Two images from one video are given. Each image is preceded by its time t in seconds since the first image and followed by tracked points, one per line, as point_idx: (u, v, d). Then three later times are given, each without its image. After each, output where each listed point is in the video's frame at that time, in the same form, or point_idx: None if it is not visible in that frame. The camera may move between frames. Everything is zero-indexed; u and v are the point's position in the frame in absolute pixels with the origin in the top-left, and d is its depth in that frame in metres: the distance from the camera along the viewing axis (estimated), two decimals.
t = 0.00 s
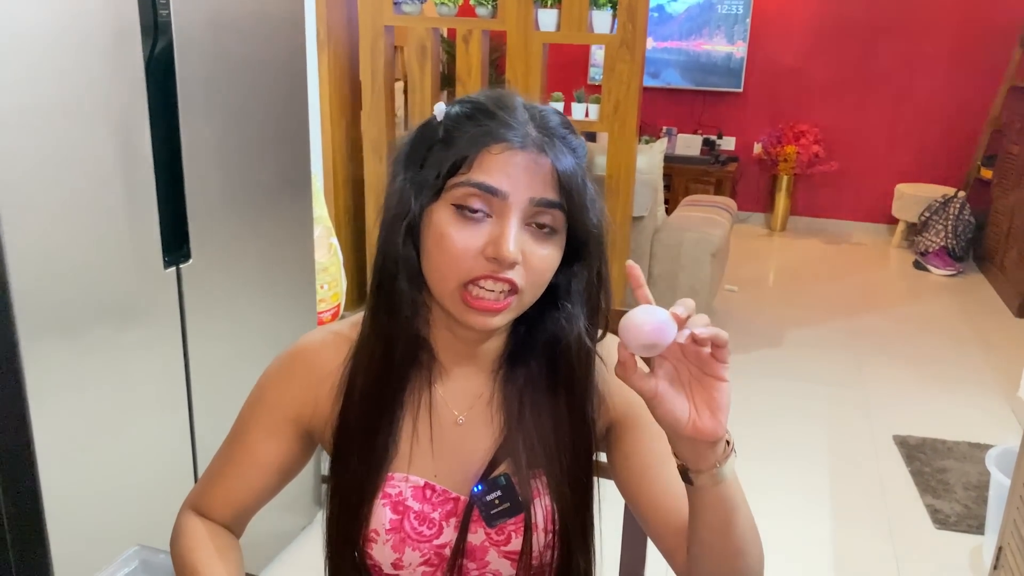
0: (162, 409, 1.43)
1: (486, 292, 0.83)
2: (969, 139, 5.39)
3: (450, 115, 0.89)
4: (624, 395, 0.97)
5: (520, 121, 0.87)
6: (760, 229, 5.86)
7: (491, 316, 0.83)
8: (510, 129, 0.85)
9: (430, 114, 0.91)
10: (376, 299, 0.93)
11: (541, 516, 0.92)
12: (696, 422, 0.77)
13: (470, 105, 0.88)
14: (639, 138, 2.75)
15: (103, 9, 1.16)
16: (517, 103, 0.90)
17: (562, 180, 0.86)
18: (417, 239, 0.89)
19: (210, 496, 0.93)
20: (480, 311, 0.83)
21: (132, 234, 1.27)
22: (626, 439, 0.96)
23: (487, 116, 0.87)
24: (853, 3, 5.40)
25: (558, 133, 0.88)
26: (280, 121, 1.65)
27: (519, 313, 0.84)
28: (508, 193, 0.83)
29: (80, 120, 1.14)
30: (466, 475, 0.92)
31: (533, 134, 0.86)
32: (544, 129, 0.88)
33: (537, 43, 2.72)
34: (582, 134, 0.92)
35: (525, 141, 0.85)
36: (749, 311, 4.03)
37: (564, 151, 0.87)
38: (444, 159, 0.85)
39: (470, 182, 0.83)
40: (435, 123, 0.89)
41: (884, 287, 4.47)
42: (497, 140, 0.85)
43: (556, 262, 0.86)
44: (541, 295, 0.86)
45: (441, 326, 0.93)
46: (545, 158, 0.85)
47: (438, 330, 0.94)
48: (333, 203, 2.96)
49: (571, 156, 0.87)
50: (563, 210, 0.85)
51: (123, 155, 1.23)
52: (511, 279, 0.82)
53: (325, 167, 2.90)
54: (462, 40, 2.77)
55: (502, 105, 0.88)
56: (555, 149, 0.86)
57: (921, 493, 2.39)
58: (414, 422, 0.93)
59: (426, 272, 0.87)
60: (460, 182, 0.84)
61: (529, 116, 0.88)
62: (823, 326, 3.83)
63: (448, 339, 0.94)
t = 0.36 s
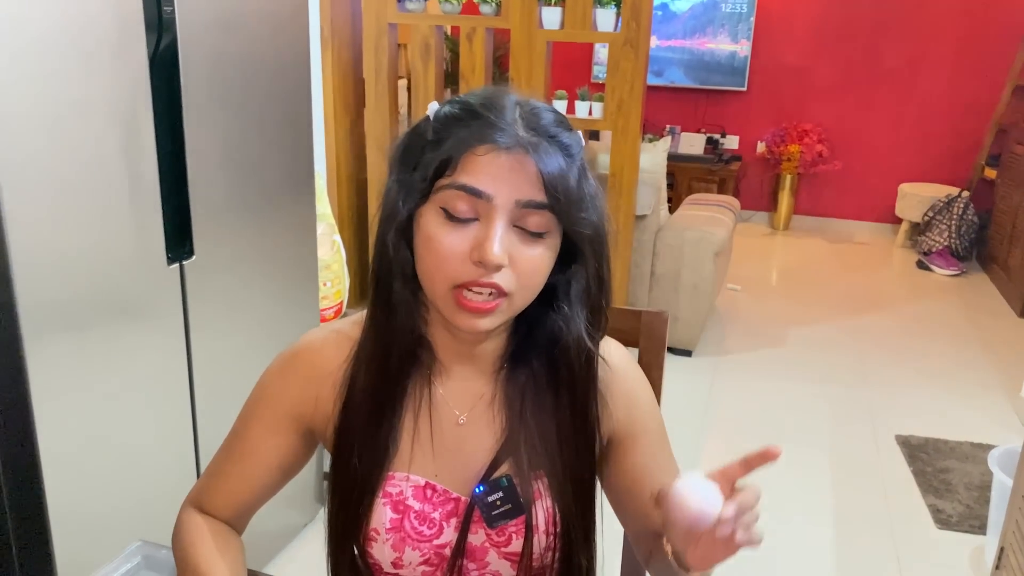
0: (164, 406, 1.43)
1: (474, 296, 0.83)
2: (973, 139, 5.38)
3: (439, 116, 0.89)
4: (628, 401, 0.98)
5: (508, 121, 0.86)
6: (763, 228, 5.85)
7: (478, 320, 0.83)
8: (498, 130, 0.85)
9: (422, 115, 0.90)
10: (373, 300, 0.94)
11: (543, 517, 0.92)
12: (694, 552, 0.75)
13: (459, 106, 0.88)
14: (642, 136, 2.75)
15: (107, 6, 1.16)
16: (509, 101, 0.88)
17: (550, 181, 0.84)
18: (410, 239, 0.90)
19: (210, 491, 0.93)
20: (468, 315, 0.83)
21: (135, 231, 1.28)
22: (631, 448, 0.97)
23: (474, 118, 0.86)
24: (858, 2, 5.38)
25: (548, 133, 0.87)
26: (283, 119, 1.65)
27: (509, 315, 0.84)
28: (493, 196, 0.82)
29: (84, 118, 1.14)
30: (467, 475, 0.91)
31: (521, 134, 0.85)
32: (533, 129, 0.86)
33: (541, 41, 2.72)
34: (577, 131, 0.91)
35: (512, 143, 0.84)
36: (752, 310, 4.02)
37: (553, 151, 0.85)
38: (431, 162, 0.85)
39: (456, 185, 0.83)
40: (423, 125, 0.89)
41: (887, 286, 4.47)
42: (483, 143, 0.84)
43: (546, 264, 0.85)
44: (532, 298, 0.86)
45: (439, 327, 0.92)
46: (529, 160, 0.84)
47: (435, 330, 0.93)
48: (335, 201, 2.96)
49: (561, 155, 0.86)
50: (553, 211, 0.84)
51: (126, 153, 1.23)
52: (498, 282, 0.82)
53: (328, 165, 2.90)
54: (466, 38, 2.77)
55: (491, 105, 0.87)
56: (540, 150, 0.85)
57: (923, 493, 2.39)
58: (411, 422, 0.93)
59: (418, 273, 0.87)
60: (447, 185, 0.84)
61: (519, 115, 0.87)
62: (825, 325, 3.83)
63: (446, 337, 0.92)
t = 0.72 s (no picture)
0: (169, 402, 1.44)
1: (459, 301, 0.82)
2: (978, 138, 5.37)
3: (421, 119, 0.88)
4: (631, 403, 0.99)
5: (486, 121, 0.84)
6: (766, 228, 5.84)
7: (464, 325, 0.83)
8: (474, 131, 0.83)
9: (408, 118, 0.90)
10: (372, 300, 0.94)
11: (551, 512, 0.93)
12: None
13: (440, 109, 0.87)
14: (646, 134, 2.74)
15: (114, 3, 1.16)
16: (493, 99, 0.87)
17: (526, 181, 0.82)
18: (401, 240, 0.90)
19: (216, 489, 0.94)
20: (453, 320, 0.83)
21: (142, 227, 1.28)
22: (634, 447, 1.00)
23: (451, 120, 0.85)
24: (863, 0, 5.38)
25: (529, 131, 0.84)
26: (288, 116, 1.65)
27: (496, 317, 0.83)
28: (471, 199, 0.81)
29: (91, 114, 1.15)
30: (473, 472, 0.91)
31: (499, 135, 0.83)
32: (512, 126, 0.84)
33: (545, 40, 2.72)
34: (564, 124, 0.88)
35: (489, 143, 0.82)
36: (756, 310, 4.02)
37: (530, 151, 0.83)
38: (412, 167, 0.85)
39: (434, 189, 0.83)
40: (407, 129, 0.88)
41: (891, 285, 4.46)
42: (459, 145, 0.83)
43: (532, 264, 0.84)
44: (522, 299, 0.85)
45: (439, 325, 0.93)
46: (504, 161, 0.82)
47: (436, 328, 0.94)
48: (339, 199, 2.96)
49: (542, 154, 0.84)
50: (534, 211, 0.82)
51: (133, 150, 1.23)
52: (480, 285, 0.81)
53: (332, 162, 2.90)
54: (470, 35, 2.77)
55: (471, 105, 0.86)
56: (515, 150, 0.82)
57: (926, 492, 2.39)
58: (413, 422, 0.94)
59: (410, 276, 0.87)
60: (426, 189, 0.83)
61: (500, 113, 0.85)
62: (829, 325, 3.82)
63: (447, 337, 0.93)
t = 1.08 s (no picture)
0: (175, 398, 1.44)
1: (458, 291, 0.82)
2: (985, 137, 5.35)
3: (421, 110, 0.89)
4: (628, 401, 0.98)
5: (486, 112, 0.84)
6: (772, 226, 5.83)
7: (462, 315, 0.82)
8: (474, 121, 0.83)
9: (406, 112, 0.90)
10: (368, 295, 0.95)
11: (548, 509, 0.92)
12: None
13: (438, 101, 0.87)
14: (652, 132, 2.74)
15: None
16: (491, 93, 0.87)
17: (529, 171, 0.83)
18: (397, 233, 0.91)
19: (216, 485, 0.93)
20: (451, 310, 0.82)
21: (149, 224, 1.29)
22: (630, 447, 0.98)
23: (451, 111, 0.86)
24: None
25: (528, 121, 0.85)
26: (294, 112, 1.65)
27: (495, 308, 0.83)
28: (471, 189, 0.82)
29: (98, 110, 1.15)
30: (469, 468, 0.91)
31: (499, 125, 0.84)
32: (512, 118, 0.85)
33: (551, 37, 2.71)
34: (562, 119, 0.89)
35: (489, 133, 0.83)
36: (762, 309, 4.01)
37: (530, 141, 0.84)
38: (411, 158, 0.85)
39: (434, 179, 0.83)
40: (405, 121, 0.89)
41: (897, 284, 4.45)
42: (459, 135, 0.83)
43: (531, 256, 0.84)
44: (520, 290, 0.85)
45: (435, 319, 0.93)
46: (504, 151, 0.82)
47: (432, 323, 0.94)
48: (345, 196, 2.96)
49: (541, 146, 0.84)
50: (533, 202, 0.83)
51: (140, 147, 1.24)
52: (479, 275, 0.81)
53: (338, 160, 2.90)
54: (476, 32, 2.77)
55: (470, 97, 0.87)
56: (516, 140, 0.83)
57: (932, 491, 2.39)
58: (411, 416, 0.94)
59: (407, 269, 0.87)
60: (425, 180, 0.84)
61: (498, 106, 0.86)
62: (835, 324, 3.81)
63: (443, 333, 0.93)
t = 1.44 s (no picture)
0: (182, 392, 1.45)
1: (469, 290, 0.83)
2: (992, 134, 5.33)
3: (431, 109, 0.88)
4: (630, 392, 0.99)
5: (498, 112, 0.84)
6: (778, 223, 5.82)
7: (473, 313, 0.83)
8: (486, 122, 0.83)
9: (415, 108, 0.90)
10: (376, 291, 0.95)
11: (556, 500, 0.92)
12: None
13: (449, 99, 0.87)
14: (658, 129, 2.73)
15: None
16: (500, 91, 0.87)
17: (541, 172, 0.83)
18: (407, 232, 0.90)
19: (225, 479, 0.94)
20: (462, 308, 0.83)
21: (156, 220, 1.29)
22: (634, 437, 0.99)
23: (462, 110, 0.85)
24: None
25: (539, 122, 0.85)
26: (301, 109, 1.66)
27: (505, 305, 0.84)
28: (483, 190, 0.82)
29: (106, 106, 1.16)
30: (477, 462, 0.92)
31: (511, 125, 0.84)
32: (523, 118, 0.85)
33: (557, 33, 2.71)
34: (572, 118, 0.90)
35: (501, 134, 0.83)
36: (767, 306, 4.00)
37: (542, 142, 0.84)
38: (422, 156, 0.85)
39: (446, 180, 0.83)
40: (415, 119, 0.88)
41: (903, 281, 4.44)
42: (471, 135, 0.83)
43: (541, 255, 0.85)
44: (529, 288, 0.86)
45: (442, 314, 0.93)
46: (517, 152, 0.83)
47: (439, 318, 0.94)
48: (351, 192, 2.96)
49: (553, 146, 0.85)
50: (545, 202, 0.83)
51: (147, 142, 1.24)
52: (491, 275, 0.82)
53: (344, 156, 2.89)
54: (482, 29, 2.77)
55: (481, 96, 0.86)
56: (529, 141, 0.83)
57: (938, 488, 2.39)
58: (419, 411, 0.94)
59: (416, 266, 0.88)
60: (437, 180, 0.84)
61: (509, 104, 0.86)
62: (841, 321, 3.81)
63: (450, 328, 0.94)
